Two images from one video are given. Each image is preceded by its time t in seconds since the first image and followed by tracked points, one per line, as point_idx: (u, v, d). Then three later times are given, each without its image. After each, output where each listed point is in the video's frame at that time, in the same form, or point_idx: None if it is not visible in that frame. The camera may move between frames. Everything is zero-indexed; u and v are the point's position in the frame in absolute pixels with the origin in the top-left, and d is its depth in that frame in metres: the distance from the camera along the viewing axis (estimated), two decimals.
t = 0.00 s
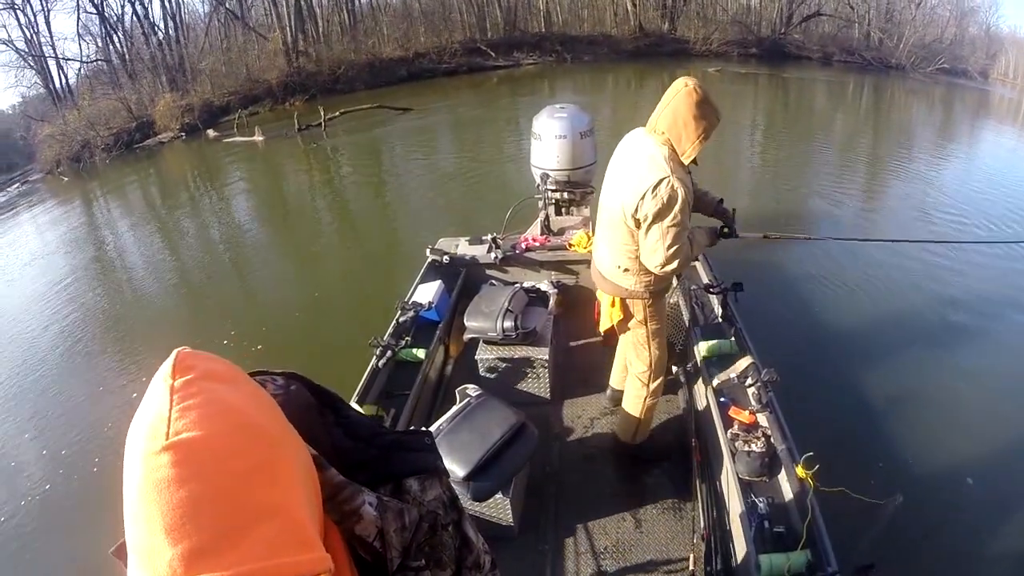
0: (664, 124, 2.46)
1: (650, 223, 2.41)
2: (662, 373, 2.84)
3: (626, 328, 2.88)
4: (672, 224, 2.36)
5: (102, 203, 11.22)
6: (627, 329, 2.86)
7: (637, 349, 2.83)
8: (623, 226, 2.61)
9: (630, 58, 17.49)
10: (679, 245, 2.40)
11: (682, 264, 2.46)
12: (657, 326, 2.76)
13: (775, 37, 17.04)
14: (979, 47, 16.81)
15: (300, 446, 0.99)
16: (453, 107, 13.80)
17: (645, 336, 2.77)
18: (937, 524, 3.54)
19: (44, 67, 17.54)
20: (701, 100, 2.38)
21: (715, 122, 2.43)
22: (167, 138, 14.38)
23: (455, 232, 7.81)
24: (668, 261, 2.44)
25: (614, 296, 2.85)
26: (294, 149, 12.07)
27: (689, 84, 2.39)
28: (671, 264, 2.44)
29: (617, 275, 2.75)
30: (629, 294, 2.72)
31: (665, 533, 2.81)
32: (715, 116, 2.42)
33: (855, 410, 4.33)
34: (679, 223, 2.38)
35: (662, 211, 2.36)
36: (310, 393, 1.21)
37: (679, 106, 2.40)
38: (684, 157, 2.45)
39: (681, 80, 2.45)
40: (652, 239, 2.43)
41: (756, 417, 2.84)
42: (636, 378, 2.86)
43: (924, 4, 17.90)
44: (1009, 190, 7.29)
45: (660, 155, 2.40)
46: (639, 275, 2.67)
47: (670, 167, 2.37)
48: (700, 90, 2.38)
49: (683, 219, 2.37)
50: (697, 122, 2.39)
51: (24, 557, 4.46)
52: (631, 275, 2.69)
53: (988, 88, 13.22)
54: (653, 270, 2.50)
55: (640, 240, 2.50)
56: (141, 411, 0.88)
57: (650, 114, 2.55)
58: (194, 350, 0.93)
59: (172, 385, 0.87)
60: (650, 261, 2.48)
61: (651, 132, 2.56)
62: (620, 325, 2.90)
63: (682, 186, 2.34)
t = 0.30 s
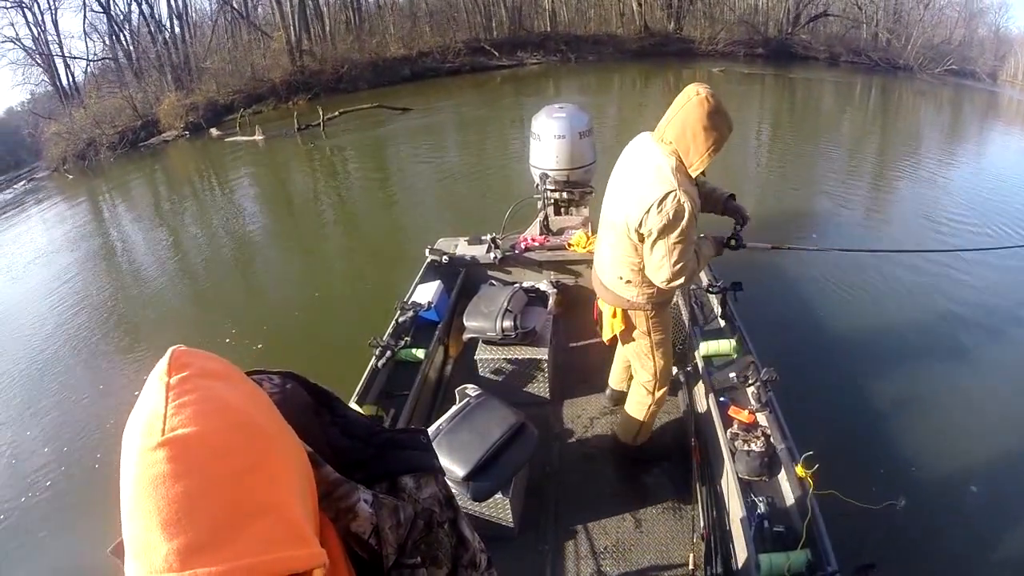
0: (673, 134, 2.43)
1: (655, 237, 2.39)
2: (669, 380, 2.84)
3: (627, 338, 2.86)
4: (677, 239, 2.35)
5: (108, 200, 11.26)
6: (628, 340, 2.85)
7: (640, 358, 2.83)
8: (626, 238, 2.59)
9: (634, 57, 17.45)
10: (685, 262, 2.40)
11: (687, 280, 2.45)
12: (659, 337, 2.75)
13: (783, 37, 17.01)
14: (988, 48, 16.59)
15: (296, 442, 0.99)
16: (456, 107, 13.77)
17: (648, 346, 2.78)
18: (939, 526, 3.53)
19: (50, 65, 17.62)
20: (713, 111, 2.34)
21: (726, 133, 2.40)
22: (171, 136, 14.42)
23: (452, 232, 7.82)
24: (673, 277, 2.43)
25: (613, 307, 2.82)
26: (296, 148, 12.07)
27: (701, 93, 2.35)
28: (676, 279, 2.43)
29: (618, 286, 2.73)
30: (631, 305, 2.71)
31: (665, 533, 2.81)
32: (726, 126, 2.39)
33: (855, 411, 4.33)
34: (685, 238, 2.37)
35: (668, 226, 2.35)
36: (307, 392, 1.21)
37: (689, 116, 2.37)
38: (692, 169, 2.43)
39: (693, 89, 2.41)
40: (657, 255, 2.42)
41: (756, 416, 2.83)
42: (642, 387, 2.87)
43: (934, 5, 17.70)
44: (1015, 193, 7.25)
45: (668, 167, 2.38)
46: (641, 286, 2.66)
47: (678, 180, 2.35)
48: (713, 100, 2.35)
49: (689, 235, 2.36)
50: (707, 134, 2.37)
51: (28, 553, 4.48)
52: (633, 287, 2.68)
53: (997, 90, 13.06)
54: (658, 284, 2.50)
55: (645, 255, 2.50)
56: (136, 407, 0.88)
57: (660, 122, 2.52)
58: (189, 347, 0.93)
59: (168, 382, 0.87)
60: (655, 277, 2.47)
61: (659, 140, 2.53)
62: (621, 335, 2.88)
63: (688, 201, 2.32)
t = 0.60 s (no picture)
0: (677, 138, 2.42)
1: (655, 244, 2.39)
2: (668, 384, 2.85)
3: (626, 341, 2.86)
4: (678, 246, 2.35)
5: (116, 198, 11.32)
6: (627, 343, 2.85)
7: (640, 361, 2.83)
8: (626, 243, 2.59)
9: (640, 58, 17.46)
10: (685, 269, 2.40)
11: (687, 287, 2.45)
12: (659, 341, 2.75)
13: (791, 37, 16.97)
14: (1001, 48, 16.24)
15: (296, 441, 1.00)
16: (461, 107, 13.77)
17: (647, 350, 2.78)
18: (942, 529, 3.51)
19: (59, 65, 17.74)
20: (719, 117, 2.32)
21: (732, 139, 2.39)
22: (176, 136, 14.47)
23: (449, 232, 7.85)
24: (673, 284, 2.43)
25: (612, 310, 2.83)
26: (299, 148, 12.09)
27: (707, 98, 2.34)
28: (676, 286, 2.44)
29: (617, 289, 2.73)
30: (629, 309, 2.71)
31: (665, 532, 2.81)
32: (731, 133, 2.37)
33: (857, 413, 4.32)
34: (685, 245, 2.36)
35: (669, 232, 2.34)
36: (306, 391, 1.22)
37: (694, 121, 2.35)
38: (695, 174, 2.42)
39: (700, 93, 2.39)
40: (656, 261, 2.42)
41: (756, 416, 2.83)
42: (641, 389, 2.88)
43: (944, 6, 17.46)
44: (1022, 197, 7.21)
45: (670, 172, 2.38)
46: (640, 290, 2.66)
47: (679, 186, 2.34)
48: (720, 106, 2.32)
49: (689, 242, 2.36)
50: (712, 140, 2.35)
51: (32, 549, 4.51)
52: (632, 291, 2.68)
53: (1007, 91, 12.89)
54: (658, 290, 2.50)
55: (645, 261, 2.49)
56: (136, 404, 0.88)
57: (665, 125, 2.51)
58: (190, 346, 0.93)
59: (168, 380, 0.87)
60: (655, 283, 2.47)
61: (664, 144, 2.51)
62: (619, 338, 2.89)
63: (690, 208, 2.32)
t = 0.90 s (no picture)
0: (677, 139, 2.42)
1: (656, 244, 2.39)
2: (668, 385, 2.85)
3: (625, 342, 2.85)
4: (678, 246, 2.35)
5: (123, 197, 11.38)
6: (627, 344, 2.85)
7: (639, 362, 2.84)
8: (625, 244, 2.59)
9: (645, 59, 17.45)
10: (685, 270, 2.40)
11: (688, 287, 2.45)
12: (659, 342, 2.75)
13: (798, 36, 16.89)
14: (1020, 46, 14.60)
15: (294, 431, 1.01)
16: (465, 108, 13.75)
17: (647, 351, 2.77)
18: (946, 533, 3.49)
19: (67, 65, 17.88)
20: (719, 117, 2.32)
21: (732, 139, 2.38)
22: (181, 136, 14.51)
23: (446, 233, 7.88)
24: (673, 285, 2.43)
25: (611, 311, 2.83)
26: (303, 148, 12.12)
27: (708, 99, 2.33)
28: (676, 287, 2.43)
29: (616, 291, 2.74)
30: (629, 310, 2.70)
31: (665, 532, 2.81)
32: (731, 133, 2.36)
33: (859, 415, 4.31)
34: (685, 245, 2.36)
35: (669, 233, 2.34)
36: (307, 389, 1.22)
37: (694, 121, 2.35)
38: (695, 175, 2.42)
39: (700, 94, 2.39)
40: (656, 262, 2.42)
41: (756, 417, 2.83)
42: (641, 391, 2.87)
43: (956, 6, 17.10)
44: None
45: (670, 173, 2.38)
46: (639, 291, 2.66)
47: (679, 187, 2.34)
48: (719, 106, 2.33)
49: (689, 243, 2.36)
50: (712, 141, 2.35)
51: (37, 545, 4.53)
52: (631, 292, 2.68)
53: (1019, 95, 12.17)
54: (658, 292, 2.49)
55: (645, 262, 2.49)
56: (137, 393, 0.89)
57: (665, 126, 2.50)
58: (191, 337, 0.94)
59: (170, 367, 0.88)
60: (655, 284, 2.47)
61: (664, 144, 2.51)
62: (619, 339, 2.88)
63: (689, 208, 2.32)
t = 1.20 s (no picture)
0: (677, 138, 2.41)
1: (657, 245, 2.39)
2: (669, 385, 2.84)
3: (626, 342, 2.85)
4: (679, 246, 2.35)
5: (128, 193, 11.42)
6: (628, 345, 2.84)
7: (640, 363, 2.83)
8: (627, 244, 2.58)
9: (650, 59, 17.44)
10: (686, 269, 2.40)
11: (689, 286, 2.45)
12: (659, 342, 2.75)
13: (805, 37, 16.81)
14: None
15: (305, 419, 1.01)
16: (468, 109, 13.73)
17: (647, 351, 2.77)
18: (948, 534, 3.47)
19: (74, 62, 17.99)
20: (718, 116, 2.32)
21: (732, 138, 2.38)
22: (185, 134, 14.54)
23: (448, 233, 7.88)
24: (675, 284, 2.43)
25: (612, 312, 2.82)
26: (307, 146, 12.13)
27: (707, 98, 2.33)
28: (678, 287, 2.43)
29: (617, 291, 2.73)
30: (630, 310, 2.70)
31: (665, 532, 2.81)
32: (731, 132, 2.36)
33: (860, 416, 4.30)
34: (686, 244, 2.36)
35: (669, 233, 2.34)
36: (312, 386, 1.22)
37: (694, 120, 2.35)
38: (695, 174, 2.41)
39: (700, 93, 2.38)
40: (658, 262, 2.41)
41: (756, 416, 2.83)
42: (642, 391, 2.87)
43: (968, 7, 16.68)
44: None
45: (671, 172, 2.38)
46: (640, 292, 2.66)
47: (680, 186, 2.34)
48: (720, 105, 2.33)
49: (689, 242, 2.36)
50: (712, 139, 2.35)
51: (40, 541, 4.55)
52: (632, 292, 2.68)
53: None
54: (660, 291, 2.49)
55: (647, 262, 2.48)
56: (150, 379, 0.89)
57: (665, 125, 2.50)
58: (202, 323, 0.94)
59: (182, 353, 0.88)
60: (657, 284, 2.47)
61: (664, 144, 2.51)
62: (620, 339, 2.88)
63: (691, 207, 2.32)
